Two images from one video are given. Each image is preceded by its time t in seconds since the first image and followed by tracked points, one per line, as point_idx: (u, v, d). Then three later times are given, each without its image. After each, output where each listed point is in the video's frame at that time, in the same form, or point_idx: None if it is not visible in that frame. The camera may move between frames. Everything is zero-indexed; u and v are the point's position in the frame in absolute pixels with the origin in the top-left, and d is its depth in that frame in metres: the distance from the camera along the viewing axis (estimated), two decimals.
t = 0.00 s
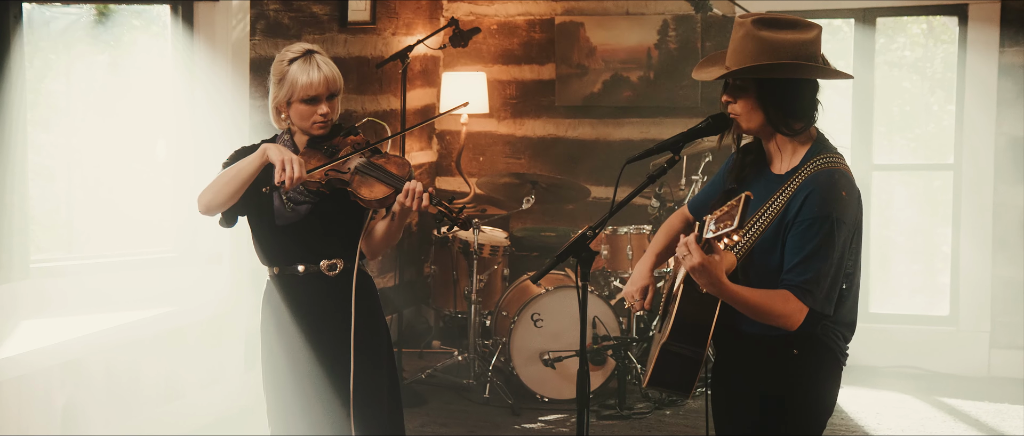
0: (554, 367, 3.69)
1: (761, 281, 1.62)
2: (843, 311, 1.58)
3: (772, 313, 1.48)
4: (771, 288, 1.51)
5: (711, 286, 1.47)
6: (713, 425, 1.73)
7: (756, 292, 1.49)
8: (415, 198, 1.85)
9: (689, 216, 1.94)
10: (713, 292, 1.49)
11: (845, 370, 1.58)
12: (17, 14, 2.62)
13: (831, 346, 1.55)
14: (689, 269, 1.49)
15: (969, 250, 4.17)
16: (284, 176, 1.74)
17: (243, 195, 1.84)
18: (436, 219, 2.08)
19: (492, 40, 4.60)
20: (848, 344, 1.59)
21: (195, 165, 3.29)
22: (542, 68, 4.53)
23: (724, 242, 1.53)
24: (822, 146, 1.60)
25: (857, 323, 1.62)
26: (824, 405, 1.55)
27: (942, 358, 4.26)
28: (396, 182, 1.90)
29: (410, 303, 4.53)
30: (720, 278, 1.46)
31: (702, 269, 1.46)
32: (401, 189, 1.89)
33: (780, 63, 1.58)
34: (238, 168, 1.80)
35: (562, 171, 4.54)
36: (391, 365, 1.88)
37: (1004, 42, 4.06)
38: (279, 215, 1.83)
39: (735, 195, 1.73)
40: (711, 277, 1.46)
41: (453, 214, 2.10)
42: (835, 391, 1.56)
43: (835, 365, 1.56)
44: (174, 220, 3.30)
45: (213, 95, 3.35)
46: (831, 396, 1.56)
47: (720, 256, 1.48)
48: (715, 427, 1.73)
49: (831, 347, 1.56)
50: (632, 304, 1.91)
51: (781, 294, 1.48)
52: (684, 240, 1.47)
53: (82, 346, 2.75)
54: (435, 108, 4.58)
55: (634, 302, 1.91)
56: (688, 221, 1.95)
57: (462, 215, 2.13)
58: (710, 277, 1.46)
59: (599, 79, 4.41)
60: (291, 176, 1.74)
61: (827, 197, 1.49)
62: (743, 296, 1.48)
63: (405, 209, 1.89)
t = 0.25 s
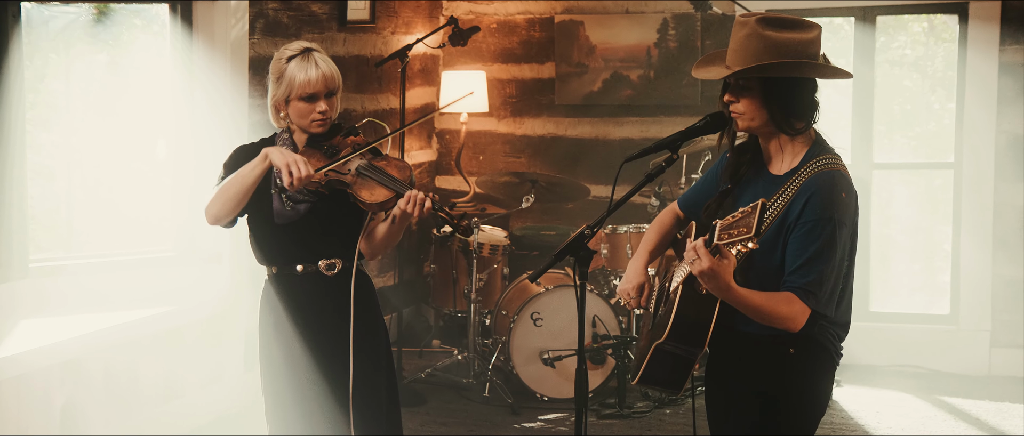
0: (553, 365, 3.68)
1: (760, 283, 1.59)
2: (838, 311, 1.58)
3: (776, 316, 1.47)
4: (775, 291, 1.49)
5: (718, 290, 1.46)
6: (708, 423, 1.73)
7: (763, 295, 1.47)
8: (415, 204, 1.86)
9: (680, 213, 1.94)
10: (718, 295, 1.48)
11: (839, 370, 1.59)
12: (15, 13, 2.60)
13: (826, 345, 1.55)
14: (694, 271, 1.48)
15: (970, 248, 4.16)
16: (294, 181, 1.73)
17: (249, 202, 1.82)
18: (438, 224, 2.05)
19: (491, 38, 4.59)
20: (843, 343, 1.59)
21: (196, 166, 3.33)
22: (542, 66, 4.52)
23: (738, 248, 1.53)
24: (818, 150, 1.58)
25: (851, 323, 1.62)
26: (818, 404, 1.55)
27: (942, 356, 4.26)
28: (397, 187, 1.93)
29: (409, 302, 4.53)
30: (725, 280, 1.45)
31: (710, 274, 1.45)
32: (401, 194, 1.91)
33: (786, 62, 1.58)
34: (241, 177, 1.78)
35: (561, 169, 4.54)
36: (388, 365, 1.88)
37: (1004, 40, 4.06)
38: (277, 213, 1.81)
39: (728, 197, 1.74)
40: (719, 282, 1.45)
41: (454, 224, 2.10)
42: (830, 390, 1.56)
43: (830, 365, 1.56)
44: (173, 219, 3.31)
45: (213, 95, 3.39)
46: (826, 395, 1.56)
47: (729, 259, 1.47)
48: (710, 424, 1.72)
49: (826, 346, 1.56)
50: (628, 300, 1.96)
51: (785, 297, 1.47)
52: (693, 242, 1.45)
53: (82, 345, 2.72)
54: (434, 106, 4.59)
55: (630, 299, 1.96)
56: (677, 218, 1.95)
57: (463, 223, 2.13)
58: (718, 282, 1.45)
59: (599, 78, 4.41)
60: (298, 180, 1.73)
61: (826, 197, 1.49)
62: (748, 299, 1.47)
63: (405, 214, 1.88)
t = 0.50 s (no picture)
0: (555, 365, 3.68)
1: (757, 282, 1.60)
2: (837, 312, 1.58)
3: (774, 315, 1.46)
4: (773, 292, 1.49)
5: (717, 289, 1.46)
6: (706, 423, 1.73)
7: (761, 296, 1.47)
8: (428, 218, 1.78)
9: (680, 213, 1.94)
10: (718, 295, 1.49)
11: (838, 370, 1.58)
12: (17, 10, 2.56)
13: (825, 345, 1.55)
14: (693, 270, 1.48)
15: (973, 248, 4.16)
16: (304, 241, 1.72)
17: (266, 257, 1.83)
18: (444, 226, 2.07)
19: (494, 37, 4.59)
20: (841, 344, 1.59)
21: (197, 165, 3.35)
22: (545, 65, 4.52)
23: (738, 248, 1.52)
24: (819, 149, 1.58)
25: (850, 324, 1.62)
26: (817, 404, 1.55)
27: (944, 357, 4.26)
28: (411, 196, 1.83)
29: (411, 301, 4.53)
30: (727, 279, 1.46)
31: (708, 272, 1.45)
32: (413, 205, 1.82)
33: (784, 62, 1.57)
34: (254, 237, 1.78)
35: (563, 168, 4.53)
36: (388, 365, 1.86)
37: (1007, 40, 4.05)
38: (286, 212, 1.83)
39: (728, 196, 1.74)
40: (717, 281, 1.45)
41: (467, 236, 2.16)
42: (829, 390, 1.56)
43: (828, 365, 1.56)
44: (173, 216, 3.34)
45: (217, 94, 3.42)
46: (824, 395, 1.56)
47: (727, 258, 1.47)
48: (709, 424, 1.72)
49: (825, 346, 1.56)
50: (627, 297, 1.95)
51: (783, 297, 1.47)
52: (692, 241, 1.47)
53: (84, 343, 2.69)
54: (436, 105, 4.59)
55: (629, 297, 1.95)
56: (677, 217, 1.95)
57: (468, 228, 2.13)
58: (716, 280, 1.45)
59: (602, 77, 4.41)
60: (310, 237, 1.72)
61: (826, 197, 1.49)
62: (747, 299, 1.46)
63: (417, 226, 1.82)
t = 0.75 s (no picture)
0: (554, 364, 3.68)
1: (751, 279, 1.61)
2: (832, 312, 1.58)
3: (766, 312, 1.47)
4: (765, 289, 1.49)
5: (708, 284, 1.46)
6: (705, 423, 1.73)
7: (752, 292, 1.47)
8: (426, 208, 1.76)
9: (680, 212, 1.94)
10: (709, 291, 1.48)
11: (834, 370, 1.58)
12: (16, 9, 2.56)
13: (821, 345, 1.55)
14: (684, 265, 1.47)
15: (972, 248, 4.16)
16: (299, 237, 1.69)
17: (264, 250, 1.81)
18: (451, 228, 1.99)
19: (493, 36, 4.59)
20: (837, 344, 1.59)
21: (196, 164, 3.34)
22: (544, 65, 4.52)
23: (723, 242, 1.57)
24: (816, 148, 1.59)
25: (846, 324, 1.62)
26: (814, 404, 1.54)
27: (943, 356, 4.26)
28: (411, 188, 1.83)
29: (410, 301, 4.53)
30: (717, 275, 1.45)
31: (699, 267, 1.44)
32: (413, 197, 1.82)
33: (780, 61, 1.57)
34: (253, 228, 1.76)
35: (562, 168, 4.53)
36: (387, 365, 1.86)
37: (1006, 39, 4.05)
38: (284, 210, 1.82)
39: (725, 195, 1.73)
40: (708, 275, 1.45)
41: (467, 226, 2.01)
42: (826, 390, 1.56)
43: (825, 364, 1.56)
44: (173, 216, 3.32)
45: (216, 94, 3.42)
46: (822, 396, 1.56)
47: (717, 254, 1.48)
48: (707, 424, 1.73)
49: (821, 346, 1.56)
50: (625, 295, 1.94)
51: (776, 294, 1.48)
52: (682, 235, 1.46)
53: (83, 343, 2.69)
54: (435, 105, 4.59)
55: (627, 294, 1.93)
56: (677, 216, 1.96)
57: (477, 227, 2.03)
58: (707, 275, 1.45)
59: (601, 76, 4.41)
60: (305, 234, 1.69)
61: (821, 196, 1.49)
62: (739, 296, 1.47)
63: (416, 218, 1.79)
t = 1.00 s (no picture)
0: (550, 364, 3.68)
1: (746, 277, 1.61)
2: (827, 310, 1.58)
3: (758, 310, 1.47)
4: (758, 287, 1.50)
5: (699, 281, 1.46)
6: (701, 422, 1.73)
7: (745, 289, 1.48)
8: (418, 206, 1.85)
9: (678, 211, 1.94)
10: (700, 288, 1.48)
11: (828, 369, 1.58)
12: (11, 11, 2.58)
13: (816, 343, 1.55)
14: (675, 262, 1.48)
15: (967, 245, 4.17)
16: (309, 195, 1.68)
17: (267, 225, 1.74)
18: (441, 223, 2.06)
19: (487, 36, 4.58)
20: (832, 343, 1.59)
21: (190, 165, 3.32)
22: (538, 64, 4.52)
23: (711, 238, 1.55)
24: (811, 146, 1.59)
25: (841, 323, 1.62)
26: (808, 403, 1.55)
27: (938, 354, 4.27)
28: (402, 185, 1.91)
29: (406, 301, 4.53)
30: (707, 273, 1.46)
31: (688, 264, 1.45)
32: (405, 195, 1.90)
33: (772, 59, 1.57)
34: (257, 195, 1.71)
35: (558, 167, 4.53)
36: (381, 365, 1.87)
37: (1000, 37, 4.06)
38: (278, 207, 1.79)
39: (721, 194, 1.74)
40: (698, 272, 1.45)
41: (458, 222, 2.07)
42: (820, 389, 1.56)
43: (819, 364, 1.56)
44: (167, 217, 3.30)
45: (210, 95, 3.41)
46: (815, 394, 1.56)
47: (708, 250, 1.49)
48: (703, 423, 1.72)
49: (816, 345, 1.55)
50: (621, 292, 1.91)
51: (769, 292, 1.48)
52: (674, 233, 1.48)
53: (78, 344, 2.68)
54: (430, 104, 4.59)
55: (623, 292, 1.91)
56: (675, 215, 1.95)
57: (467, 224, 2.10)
58: (697, 272, 1.45)
59: (595, 75, 4.41)
60: (314, 193, 1.68)
61: (815, 194, 1.49)
62: (731, 293, 1.47)
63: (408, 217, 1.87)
